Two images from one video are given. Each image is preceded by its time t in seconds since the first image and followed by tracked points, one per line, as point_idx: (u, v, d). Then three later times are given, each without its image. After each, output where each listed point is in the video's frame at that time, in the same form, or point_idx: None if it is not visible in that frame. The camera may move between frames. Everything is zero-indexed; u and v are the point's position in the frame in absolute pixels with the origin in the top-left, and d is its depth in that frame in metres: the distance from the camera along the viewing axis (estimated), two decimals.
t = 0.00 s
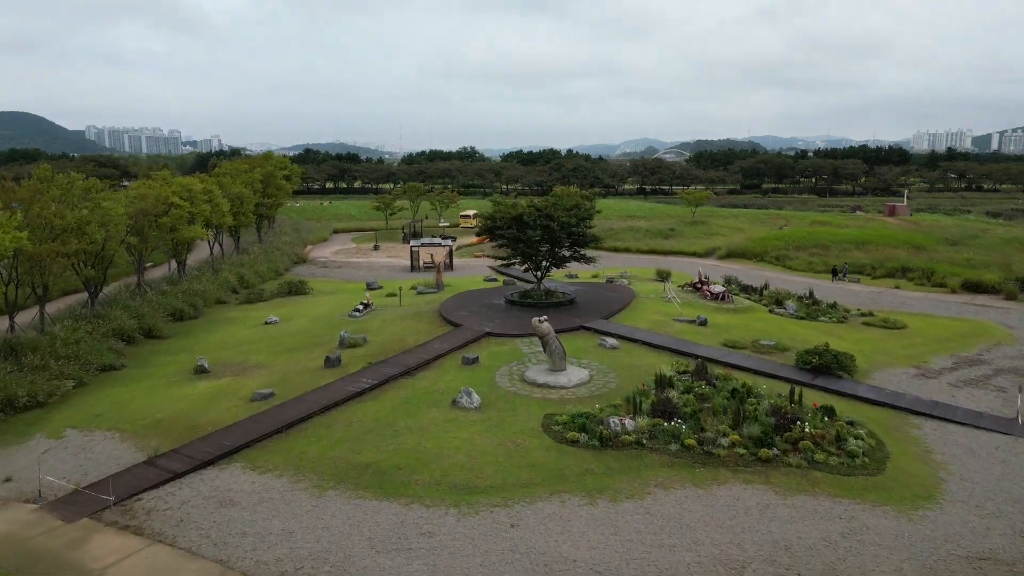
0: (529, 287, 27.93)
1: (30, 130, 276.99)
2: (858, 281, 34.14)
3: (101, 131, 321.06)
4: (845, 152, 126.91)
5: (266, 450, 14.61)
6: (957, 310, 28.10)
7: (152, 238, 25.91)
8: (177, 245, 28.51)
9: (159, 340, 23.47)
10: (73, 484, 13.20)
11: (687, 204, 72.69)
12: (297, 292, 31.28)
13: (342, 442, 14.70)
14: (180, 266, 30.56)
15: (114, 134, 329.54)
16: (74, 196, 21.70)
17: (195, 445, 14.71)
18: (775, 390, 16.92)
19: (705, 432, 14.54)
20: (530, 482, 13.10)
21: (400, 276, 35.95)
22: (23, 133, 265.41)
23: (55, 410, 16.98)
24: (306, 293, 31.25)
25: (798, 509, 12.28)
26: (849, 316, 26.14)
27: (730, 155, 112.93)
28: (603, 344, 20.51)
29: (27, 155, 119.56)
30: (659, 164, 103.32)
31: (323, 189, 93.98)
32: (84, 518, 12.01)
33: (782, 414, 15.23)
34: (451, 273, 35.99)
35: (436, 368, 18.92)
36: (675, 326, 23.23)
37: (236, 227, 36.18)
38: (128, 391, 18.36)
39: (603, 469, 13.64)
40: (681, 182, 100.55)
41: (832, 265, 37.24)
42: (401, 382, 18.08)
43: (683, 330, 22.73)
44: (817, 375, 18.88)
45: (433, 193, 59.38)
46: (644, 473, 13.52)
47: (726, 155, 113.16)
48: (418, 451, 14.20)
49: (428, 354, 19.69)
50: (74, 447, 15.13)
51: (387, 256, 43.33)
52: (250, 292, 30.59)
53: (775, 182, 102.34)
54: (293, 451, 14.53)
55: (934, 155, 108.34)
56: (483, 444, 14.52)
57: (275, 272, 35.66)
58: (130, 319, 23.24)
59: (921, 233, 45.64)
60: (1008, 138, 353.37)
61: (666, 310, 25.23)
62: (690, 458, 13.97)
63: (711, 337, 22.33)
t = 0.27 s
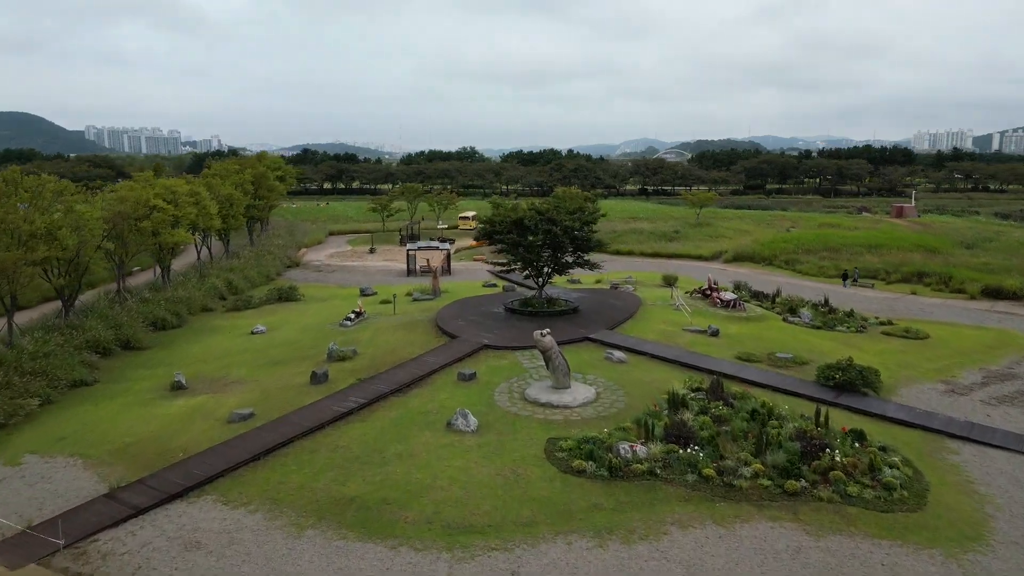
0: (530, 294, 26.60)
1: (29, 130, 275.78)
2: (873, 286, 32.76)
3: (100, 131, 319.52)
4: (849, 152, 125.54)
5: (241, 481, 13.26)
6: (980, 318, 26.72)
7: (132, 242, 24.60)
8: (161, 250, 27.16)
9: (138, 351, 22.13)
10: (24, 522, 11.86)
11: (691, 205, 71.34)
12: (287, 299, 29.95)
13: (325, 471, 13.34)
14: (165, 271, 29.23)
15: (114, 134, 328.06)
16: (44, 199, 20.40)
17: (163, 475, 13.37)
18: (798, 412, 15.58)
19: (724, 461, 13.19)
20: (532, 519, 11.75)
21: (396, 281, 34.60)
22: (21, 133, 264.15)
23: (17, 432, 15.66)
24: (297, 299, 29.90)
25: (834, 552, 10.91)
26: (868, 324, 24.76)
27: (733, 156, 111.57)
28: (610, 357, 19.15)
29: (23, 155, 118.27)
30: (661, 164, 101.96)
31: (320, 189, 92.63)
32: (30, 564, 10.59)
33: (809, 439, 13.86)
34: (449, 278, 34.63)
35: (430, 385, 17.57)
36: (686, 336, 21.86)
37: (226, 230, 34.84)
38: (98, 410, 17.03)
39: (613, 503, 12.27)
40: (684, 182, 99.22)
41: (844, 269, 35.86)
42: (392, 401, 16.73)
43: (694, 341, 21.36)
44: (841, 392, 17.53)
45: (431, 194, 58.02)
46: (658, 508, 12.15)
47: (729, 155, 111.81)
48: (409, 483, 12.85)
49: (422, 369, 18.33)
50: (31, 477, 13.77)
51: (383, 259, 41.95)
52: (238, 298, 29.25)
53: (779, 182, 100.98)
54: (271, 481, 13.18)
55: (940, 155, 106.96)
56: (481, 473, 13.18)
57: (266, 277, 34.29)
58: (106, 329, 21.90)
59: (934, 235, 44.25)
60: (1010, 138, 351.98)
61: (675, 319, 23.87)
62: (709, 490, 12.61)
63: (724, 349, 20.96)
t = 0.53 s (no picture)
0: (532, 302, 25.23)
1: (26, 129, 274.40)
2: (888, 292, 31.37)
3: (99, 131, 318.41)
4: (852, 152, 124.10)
5: (210, 518, 11.89)
6: (1006, 326, 25.33)
7: (109, 247, 23.25)
8: (142, 256, 25.79)
9: (114, 365, 20.77)
10: None
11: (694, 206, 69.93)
12: (277, 306, 28.58)
13: (304, 508, 11.97)
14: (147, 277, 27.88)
15: (113, 134, 326.78)
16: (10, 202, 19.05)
17: (124, 511, 12.00)
18: (825, 436, 14.23)
19: (749, 496, 11.82)
20: (534, 567, 10.38)
21: (391, 286, 33.24)
22: (19, 133, 262.83)
23: None
24: (287, 306, 28.54)
25: None
26: (888, 334, 23.37)
27: (735, 156, 110.20)
28: (617, 373, 17.77)
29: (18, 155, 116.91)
30: (663, 164, 100.60)
31: (317, 190, 91.25)
32: None
33: (841, 470, 12.49)
34: (446, 283, 33.25)
35: (423, 405, 16.20)
36: (697, 349, 20.48)
37: (214, 234, 33.44)
38: (62, 432, 15.68)
39: (626, 547, 10.88)
40: (686, 183, 97.85)
41: (857, 273, 34.47)
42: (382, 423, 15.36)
43: (707, 353, 19.99)
44: (868, 412, 16.17)
45: (429, 195, 56.66)
46: (677, 552, 10.77)
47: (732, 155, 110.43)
48: (396, 522, 11.47)
49: (414, 387, 16.95)
50: None
51: (379, 263, 40.57)
52: (224, 306, 27.90)
53: (783, 183, 99.60)
54: (243, 519, 11.80)
55: (945, 156, 105.54)
56: (477, 510, 11.80)
57: (256, 283, 32.91)
58: (79, 341, 20.54)
59: (947, 238, 42.86)
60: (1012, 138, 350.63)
61: (685, 329, 22.49)
62: (733, 530, 11.23)
63: (739, 363, 19.59)
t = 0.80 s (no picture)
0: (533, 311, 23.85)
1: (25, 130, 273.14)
2: (905, 299, 30.03)
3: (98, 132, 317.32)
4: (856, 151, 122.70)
5: (171, 565, 10.50)
6: None
7: (84, 254, 21.93)
8: (122, 262, 24.43)
9: (85, 380, 19.39)
10: None
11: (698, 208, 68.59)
12: (264, 313, 27.20)
13: (276, 553, 10.58)
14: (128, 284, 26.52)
15: (112, 135, 325.66)
16: None
17: (73, 556, 10.63)
18: (859, 467, 12.86)
19: (780, 540, 10.45)
20: None
21: (386, 292, 31.86)
22: (16, 134, 261.35)
23: None
24: (276, 315, 27.19)
25: None
26: (912, 345, 22.00)
27: (738, 156, 108.84)
28: (626, 392, 16.40)
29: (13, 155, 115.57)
30: (666, 165, 99.14)
31: (315, 191, 89.88)
32: None
33: (881, 510, 11.11)
34: (443, 289, 31.89)
35: (415, 428, 14.83)
36: (711, 363, 19.12)
37: (201, 237, 32.08)
38: (19, 459, 14.30)
39: None
40: (689, 183, 96.50)
41: (872, 278, 33.11)
42: (370, 449, 13.99)
43: (722, 368, 18.63)
44: (901, 436, 14.80)
45: (428, 196, 55.31)
46: None
47: (734, 156, 109.06)
48: (380, 571, 10.09)
49: (406, 408, 15.59)
50: None
51: (374, 267, 39.20)
52: (209, 314, 26.53)
53: (787, 183, 98.24)
54: (207, 566, 10.42)
55: (951, 156, 104.15)
56: (473, 556, 10.42)
57: (245, 288, 31.53)
58: (48, 355, 19.18)
59: (961, 241, 41.51)
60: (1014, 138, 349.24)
61: (696, 341, 21.12)
62: None
63: (756, 378, 18.23)
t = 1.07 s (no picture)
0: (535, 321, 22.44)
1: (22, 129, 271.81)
2: (923, 306, 28.67)
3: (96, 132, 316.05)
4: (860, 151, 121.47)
5: None
6: None
7: (57, 262, 20.60)
8: (99, 269, 23.08)
9: (54, 397, 18.02)
10: None
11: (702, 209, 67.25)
12: (252, 322, 25.83)
13: None
14: (108, 292, 25.19)
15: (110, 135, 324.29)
16: None
17: None
18: (900, 503, 11.50)
19: None
20: None
21: (381, 298, 30.49)
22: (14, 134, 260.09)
23: None
24: (264, 324, 25.84)
25: None
26: (938, 358, 20.64)
27: (741, 156, 107.52)
28: (636, 414, 15.04)
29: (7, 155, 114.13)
30: (668, 165, 97.76)
31: (312, 191, 88.51)
32: None
33: (933, 559, 9.72)
34: (440, 295, 30.55)
35: (406, 456, 13.45)
36: (726, 379, 17.77)
37: (187, 241, 30.71)
38: None
39: None
40: (691, 184, 95.16)
41: (887, 284, 31.77)
42: (355, 481, 12.63)
43: (738, 385, 17.27)
44: (941, 464, 13.43)
45: (426, 198, 53.99)
46: None
47: (737, 156, 107.74)
48: None
49: (397, 432, 14.23)
50: None
51: (369, 271, 37.83)
52: (193, 323, 25.18)
53: (790, 184, 96.90)
54: None
55: (957, 156, 102.94)
56: None
57: (232, 295, 30.14)
58: (13, 370, 17.81)
59: (976, 244, 40.17)
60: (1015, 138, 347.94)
61: (708, 354, 19.76)
62: None
63: (776, 396, 16.87)
